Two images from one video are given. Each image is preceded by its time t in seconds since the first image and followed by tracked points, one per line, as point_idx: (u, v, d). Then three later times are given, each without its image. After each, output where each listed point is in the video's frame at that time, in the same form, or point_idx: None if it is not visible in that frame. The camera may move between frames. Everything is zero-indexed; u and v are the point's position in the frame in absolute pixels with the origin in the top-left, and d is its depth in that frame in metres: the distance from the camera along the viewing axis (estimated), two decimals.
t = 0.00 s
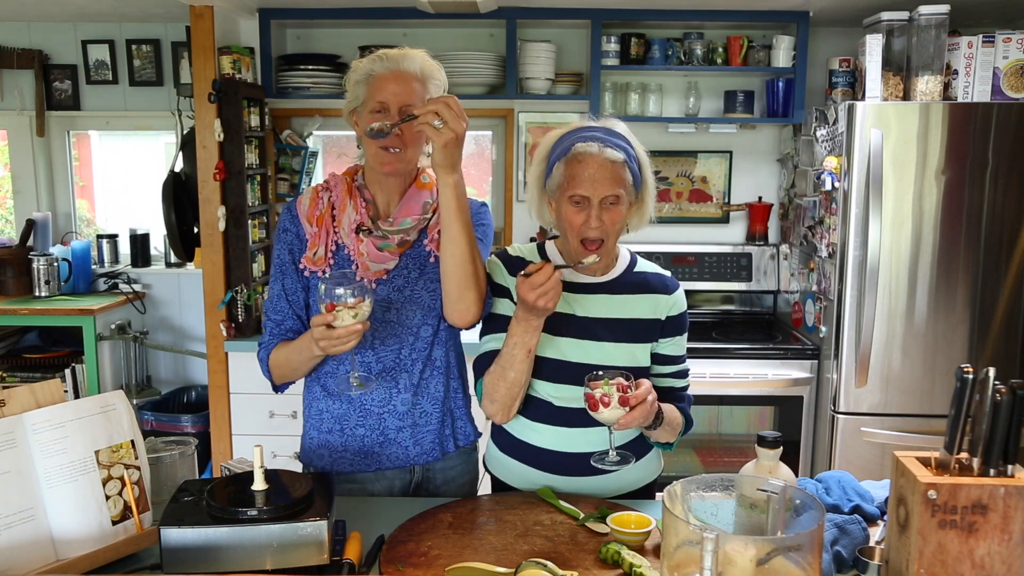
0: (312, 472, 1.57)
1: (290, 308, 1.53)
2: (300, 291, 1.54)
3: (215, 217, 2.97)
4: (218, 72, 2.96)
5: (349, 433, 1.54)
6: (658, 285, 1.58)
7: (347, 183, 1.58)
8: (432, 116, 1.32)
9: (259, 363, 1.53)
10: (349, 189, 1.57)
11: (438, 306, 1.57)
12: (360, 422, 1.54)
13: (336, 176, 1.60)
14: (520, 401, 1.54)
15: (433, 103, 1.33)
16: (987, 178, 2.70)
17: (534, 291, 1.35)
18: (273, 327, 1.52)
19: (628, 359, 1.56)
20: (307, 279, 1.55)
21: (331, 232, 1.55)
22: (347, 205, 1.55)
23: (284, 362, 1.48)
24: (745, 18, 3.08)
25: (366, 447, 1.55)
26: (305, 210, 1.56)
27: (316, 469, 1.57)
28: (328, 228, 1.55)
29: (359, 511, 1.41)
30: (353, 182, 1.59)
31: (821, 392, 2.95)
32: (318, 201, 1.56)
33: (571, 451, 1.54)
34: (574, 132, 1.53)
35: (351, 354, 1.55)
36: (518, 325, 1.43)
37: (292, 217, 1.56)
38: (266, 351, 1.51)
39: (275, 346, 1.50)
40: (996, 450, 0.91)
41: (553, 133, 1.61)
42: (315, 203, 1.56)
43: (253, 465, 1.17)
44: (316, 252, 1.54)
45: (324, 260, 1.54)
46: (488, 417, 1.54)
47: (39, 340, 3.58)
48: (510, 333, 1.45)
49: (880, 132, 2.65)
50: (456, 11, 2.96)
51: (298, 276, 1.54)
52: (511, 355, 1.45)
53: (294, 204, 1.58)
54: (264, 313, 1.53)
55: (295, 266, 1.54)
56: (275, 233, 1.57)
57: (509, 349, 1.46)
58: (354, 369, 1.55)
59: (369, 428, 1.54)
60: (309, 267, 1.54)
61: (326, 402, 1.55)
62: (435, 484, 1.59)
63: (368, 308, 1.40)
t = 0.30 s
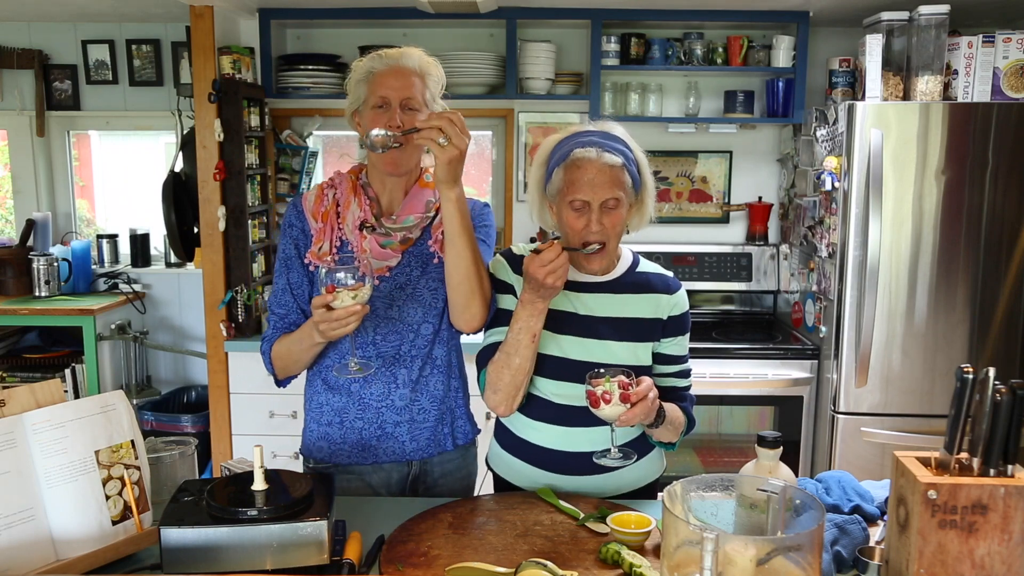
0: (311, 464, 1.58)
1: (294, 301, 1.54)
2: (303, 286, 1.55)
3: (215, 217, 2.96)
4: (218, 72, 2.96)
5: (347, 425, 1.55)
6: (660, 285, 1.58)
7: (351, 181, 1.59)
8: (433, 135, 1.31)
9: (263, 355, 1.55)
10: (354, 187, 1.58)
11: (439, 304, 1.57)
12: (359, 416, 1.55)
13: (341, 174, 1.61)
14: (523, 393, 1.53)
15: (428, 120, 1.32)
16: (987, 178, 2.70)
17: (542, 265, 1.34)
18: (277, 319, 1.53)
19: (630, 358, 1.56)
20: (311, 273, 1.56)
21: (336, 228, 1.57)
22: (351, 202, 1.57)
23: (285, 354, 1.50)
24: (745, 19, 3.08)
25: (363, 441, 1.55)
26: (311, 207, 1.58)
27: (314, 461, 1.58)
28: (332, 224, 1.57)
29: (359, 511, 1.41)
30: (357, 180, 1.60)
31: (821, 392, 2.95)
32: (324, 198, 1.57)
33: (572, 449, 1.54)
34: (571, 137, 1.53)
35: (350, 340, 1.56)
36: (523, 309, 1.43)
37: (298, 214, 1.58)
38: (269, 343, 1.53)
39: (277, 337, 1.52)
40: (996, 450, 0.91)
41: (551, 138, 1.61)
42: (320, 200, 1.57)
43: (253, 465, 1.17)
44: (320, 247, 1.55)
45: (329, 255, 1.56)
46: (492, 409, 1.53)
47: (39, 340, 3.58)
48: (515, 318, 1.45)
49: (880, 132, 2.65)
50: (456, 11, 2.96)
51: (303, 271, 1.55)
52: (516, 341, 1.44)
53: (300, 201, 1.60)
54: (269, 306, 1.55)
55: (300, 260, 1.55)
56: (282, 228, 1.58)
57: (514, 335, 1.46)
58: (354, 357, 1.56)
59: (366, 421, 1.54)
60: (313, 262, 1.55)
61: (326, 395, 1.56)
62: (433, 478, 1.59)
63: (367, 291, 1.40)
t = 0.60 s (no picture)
0: (308, 456, 1.60)
1: (296, 297, 1.55)
2: (306, 281, 1.56)
3: (215, 217, 2.96)
4: (218, 72, 2.96)
5: (344, 420, 1.56)
6: (659, 290, 1.57)
7: (355, 179, 1.58)
8: (449, 185, 1.34)
9: (263, 349, 1.56)
10: (358, 185, 1.58)
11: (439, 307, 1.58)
12: (356, 412, 1.56)
13: (344, 170, 1.59)
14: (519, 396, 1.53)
15: (445, 168, 1.34)
16: (987, 178, 2.70)
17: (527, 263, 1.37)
18: (279, 314, 1.54)
19: (628, 362, 1.56)
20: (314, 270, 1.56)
21: (340, 227, 1.57)
22: (355, 200, 1.56)
23: (286, 349, 1.50)
24: (744, 19, 3.08)
25: (359, 436, 1.57)
26: (315, 204, 1.57)
27: (310, 454, 1.60)
28: (336, 223, 1.56)
29: (359, 511, 1.41)
30: (360, 178, 1.58)
31: (821, 392, 2.95)
32: (328, 195, 1.57)
33: (571, 453, 1.54)
34: (566, 150, 1.52)
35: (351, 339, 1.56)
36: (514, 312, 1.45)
37: (302, 209, 1.58)
38: (270, 338, 1.53)
39: (278, 332, 1.52)
40: (996, 450, 0.91)
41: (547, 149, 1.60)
42: (324, 197, 1.57)
43: (253, 465, 1.17)
44: (324, 246, 1.55)
45: (332, 254, 1.56)
46: (488, 412, 1.53)
47: (39, 340, 3.58)
48: (506, 320, 1.46)
49: (880, 132, 2.65)
50: (456, 11, 2.96)
51: (306, 268, 1.56)
52: (506, 341, 1.45)
53: (305, 196, 1.60)
54: (271, 301, 1.55)
55: (304, 257, 1.56)
56: (286, 223, 1.58)
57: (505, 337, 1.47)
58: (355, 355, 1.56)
59: (362, 417, 1.56)
60: (317, 259, 1.55)
61: (324, 390, 1.57)
62: (427, 473, 1.61)
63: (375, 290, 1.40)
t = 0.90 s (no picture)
0: (306, 455, 1.60)
1: (292, 301, 1.55)
2: (303, 285, 1.56)
3: (215, 217, 2.96)
4: (218, 72, 2.96)
5: (344, 419, 1.57)
6: (653, 297, 1.57)
7: (350, 180, 1.59)
8: (459, 251, 1.42)
9: (259, 353, 1.55)
10: (353, 187, 1.59)
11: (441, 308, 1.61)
12: (356, 411, 1.57)
13: (338, 172, 1.60)
14: (512, 408, 1.57)
15: (456, 237, 1.41)
16: (987, 178, 2.70)
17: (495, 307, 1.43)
18: (275, 318, 1.54)
19: (621, 368, 1.57)
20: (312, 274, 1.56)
21: (337, 230, 1.57)
22: (353, 204, 1.57)
23: (286, 352, 1.50)
24: (744, 19, 3.08)
25: (360, 434, 1.58)
26: (311, 207, 1.57)
27: (310, 452, 1.60)
28: (334, 226, 1.57)
29: (358, 511, 1.41)
30: (356, 179, 1.60)
31: (821, 392, 2.95)
32: (323, 198, 1.57)
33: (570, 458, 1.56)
34: (557, 151, 1.55)
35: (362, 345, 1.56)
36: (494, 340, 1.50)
37: (298, 213, 1.57)
38: (268, 342, 1.53)
39: (277, 336, 1.52)
40: (996, 450, 0.91)
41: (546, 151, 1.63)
42: (320, 200, 1.57)
43: (253, 465, 1.17)
44: (323, 250, 1.56)
45: (332, 257, 1.56)
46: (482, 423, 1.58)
47: (39, 340, 3.58)
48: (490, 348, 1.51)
49: (880, 132, 2.65)
50: (456, 11, 2.96)
51: (304, 272, 1.56)
52: (490, 366, 1.51)
53: (298, 198, 1.59)
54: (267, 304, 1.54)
55: (301, 261, 1.56)
56: (281, 227, 1.57)
57: (489, 362, 1.52)
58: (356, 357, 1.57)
59: (363, 416, 1.57)
60: (316, 264, 1.55)
61: (323, 390, 1.58)
62: (423, 470, 1.63)
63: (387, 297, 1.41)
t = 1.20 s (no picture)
0: (286, 455, 1.60)
1: (269, 304, 1.55)
2: (280, 288, 1.56)
3: (215, 217, 2.96)
4: (218, 72, 2.96)
5: (323, 420, 1.58)
6: (649, 304, 1.58)
7: (325, 183, 1.60)
8: (443, 273, 1.47)
9: (236, 357, 1.54)
10: (328, 189, 1.60)
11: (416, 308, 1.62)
12: (335, 412, 1.58)
13: (313, 175, 1.61)
14: (504, 406, 1.63)
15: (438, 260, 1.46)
16: (987, 178, 2.70)
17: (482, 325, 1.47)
18: (253, 321, 1.53)
19: (612, 373, 1.58)
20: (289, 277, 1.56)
21: (314, 232, 1.57)
22: (328, 206, 1.58)
23: (269, 357, 1.51)
24: (744, 18, 3.08)
25: (339, 435, 1.58)
26: (286, 211, 1.56)
27: (289, 453, 1.61)
28: (310, 228, 1.57)
29: (358, 511, 1.41)
30: (331, 181, 1.61)
31: (821, 392, 2.95)
32: (299, 201, 1.57)
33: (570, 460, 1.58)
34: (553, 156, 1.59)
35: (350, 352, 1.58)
36: (483, 349, 1.57)
37: (273, 217, 1.57)
38: (247, 346, 1.52)
39: (256, 340, 1.52)
40: (996, 450, 0.91)
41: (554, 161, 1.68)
42: (295, 203, 1.57)
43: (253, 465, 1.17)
44: (301, 253, 1.56)
45: (310, 261, 1.56)
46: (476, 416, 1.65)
47: (39, 340, 3.58)
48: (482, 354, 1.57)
49: (880, 132, 2.65)
50: (456, 11, 2.96)
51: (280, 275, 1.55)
52: (480, 373, 1.57)
53: (273, 201, 1.59)
54: (243, 308, 1.54)
55: (278, 264, 1.55)
56: (256, 231, 1.56)
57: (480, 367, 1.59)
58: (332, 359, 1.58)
59: (342, 417, 1.58)
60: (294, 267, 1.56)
61: (301, 391, 1.58)
62: (402, 470, 1.65)
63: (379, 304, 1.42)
